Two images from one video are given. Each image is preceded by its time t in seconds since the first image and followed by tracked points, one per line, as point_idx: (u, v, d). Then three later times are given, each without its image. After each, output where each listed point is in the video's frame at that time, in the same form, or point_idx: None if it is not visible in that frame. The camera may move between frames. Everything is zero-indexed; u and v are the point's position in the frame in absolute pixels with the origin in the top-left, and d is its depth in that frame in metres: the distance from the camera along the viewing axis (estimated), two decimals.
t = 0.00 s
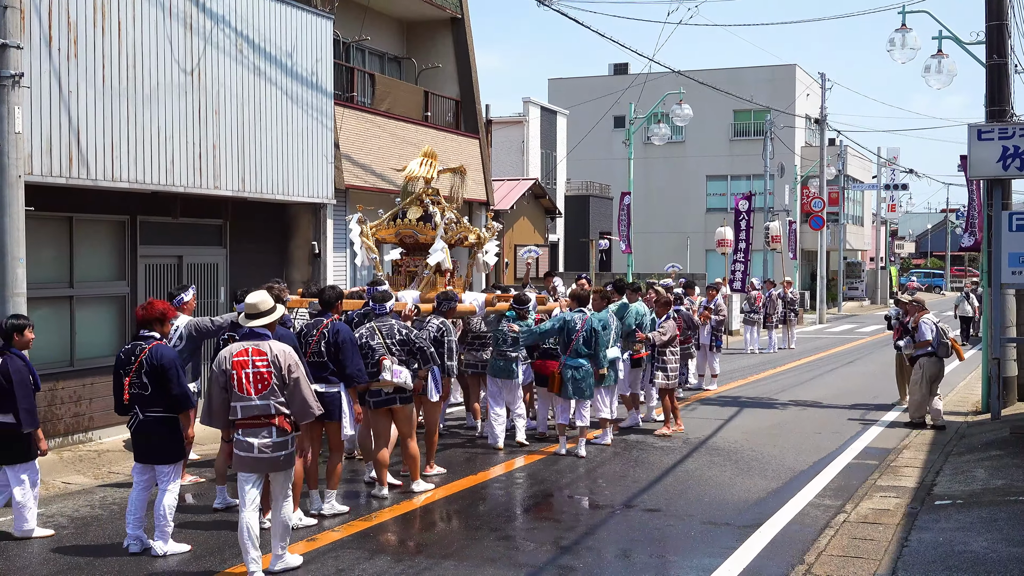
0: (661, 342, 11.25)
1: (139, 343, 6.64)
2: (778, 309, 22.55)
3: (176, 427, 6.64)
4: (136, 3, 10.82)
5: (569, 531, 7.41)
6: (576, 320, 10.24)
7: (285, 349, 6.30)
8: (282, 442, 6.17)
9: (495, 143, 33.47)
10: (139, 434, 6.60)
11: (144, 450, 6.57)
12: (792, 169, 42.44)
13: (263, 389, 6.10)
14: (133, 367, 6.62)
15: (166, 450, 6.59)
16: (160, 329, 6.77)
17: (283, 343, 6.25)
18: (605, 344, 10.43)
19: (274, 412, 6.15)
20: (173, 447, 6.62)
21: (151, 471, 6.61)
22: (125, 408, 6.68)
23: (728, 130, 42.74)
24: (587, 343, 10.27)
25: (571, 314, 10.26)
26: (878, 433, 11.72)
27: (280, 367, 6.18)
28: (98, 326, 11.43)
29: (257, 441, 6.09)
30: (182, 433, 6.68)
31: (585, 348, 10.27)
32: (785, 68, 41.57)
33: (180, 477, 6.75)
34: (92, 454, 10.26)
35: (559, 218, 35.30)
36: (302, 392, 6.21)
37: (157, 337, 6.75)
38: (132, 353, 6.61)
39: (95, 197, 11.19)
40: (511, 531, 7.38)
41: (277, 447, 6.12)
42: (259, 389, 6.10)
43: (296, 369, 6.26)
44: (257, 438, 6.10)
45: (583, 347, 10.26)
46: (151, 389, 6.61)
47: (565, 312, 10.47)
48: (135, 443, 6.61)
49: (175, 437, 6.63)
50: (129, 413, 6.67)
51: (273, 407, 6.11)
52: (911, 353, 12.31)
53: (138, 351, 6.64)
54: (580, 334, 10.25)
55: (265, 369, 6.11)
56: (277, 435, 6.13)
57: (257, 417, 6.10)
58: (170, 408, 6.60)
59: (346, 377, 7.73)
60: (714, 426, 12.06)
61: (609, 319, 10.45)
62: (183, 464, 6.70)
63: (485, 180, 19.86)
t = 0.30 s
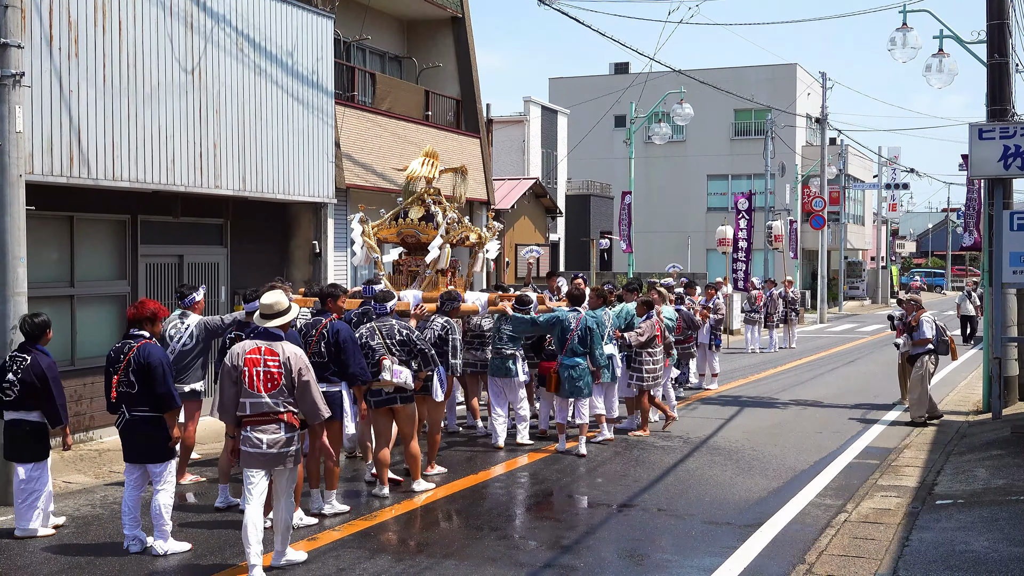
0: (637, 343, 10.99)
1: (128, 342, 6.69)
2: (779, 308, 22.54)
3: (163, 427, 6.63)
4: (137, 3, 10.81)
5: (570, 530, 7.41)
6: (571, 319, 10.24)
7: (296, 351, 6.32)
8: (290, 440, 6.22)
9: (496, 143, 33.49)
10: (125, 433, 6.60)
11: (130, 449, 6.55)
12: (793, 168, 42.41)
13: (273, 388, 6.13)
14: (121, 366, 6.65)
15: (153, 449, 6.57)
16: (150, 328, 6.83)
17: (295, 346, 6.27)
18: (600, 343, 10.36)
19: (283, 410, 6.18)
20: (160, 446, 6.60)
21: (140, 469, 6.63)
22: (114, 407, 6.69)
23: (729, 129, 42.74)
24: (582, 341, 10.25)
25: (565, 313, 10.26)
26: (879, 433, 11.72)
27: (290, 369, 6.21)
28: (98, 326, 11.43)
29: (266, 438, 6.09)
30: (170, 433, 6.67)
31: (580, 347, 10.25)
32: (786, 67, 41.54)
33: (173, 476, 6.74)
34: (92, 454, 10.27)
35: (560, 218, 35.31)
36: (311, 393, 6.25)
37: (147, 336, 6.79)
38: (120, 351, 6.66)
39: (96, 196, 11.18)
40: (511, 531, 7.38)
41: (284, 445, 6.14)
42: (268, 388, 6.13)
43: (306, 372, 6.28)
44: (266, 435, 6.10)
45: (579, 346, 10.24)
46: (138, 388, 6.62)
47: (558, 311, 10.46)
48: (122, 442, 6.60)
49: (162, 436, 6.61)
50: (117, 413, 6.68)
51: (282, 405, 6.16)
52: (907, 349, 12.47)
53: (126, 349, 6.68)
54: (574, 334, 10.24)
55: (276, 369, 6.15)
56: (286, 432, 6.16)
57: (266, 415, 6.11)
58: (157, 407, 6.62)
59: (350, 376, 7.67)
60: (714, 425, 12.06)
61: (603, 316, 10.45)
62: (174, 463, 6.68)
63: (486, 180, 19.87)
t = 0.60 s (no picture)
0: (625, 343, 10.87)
1: (123, 342, 6.69)
2: (779, 308, 22.53)
3: (161, 427, 6.63)
4: (138, 3, 10.81)
5: (570, 530, 7.41)
6: (558, 319, 10.29)
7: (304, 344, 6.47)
8: (302, 434, 6.36)
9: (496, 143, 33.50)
10: (123, 434, 6.60)
11: (129, 450, 6.56)
12: (793, 168, 42.41)
13: (282, 383, 6.31)
14: (117, 367, 6.66)
15: (151, 449, 6.58)
16: (145, 329, 6.81)
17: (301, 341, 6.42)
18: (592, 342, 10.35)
19: (293, 405, 6.34)
20: (158, 447, 6.60)
21: (139, 469, 6.62)
22: (111, 408, 6.69)
23: (729, 129, 42.74)
24: (571, 340, 10.29)
25: (552, 314, 10.33)
26: (879, 433, 11.72)
27: (299, 363, 6.36)
28: (98, 325, 11.43)
29: (278, 433, 6.27)
30: (168, 433, 6.67)
31: (571, 346, 10.28)
32: (786, 67, 41.55)
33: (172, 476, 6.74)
34: (93, 453, 10.28)
35: (560, 218, 35.32)
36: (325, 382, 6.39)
37: (142, 337, 6.78)
38: (115, 352, 6.65)
39: (97, 196, 11.19)
40: (512, 530, 7.38)
41: (294, 437, 6.29)
42: (278, 383, 6.32)
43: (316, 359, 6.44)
44: (277, 430, 6.28)
45: (569, 345, 10.27)
46: (135, 388, 6.62)
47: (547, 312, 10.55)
48: (120, 443, 6.59)
49: (160, 436, 6.61)
50: (114, 413, 6.68)
51: (291, 400, 6.31)
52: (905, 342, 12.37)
53: (121, 350, 6.68)
54: (563, 333, 10.29)
55: (285, 365, 6.32)
56: (296, 426, 6.32)
57: (276, 410, 6.29)
58: (155, 407, 6.62)
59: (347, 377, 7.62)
60: (715, 425, 12.06)
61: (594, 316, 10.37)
62: (173, 462, 6.68)
63: (487, 180, 19.87)
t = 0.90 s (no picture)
0: (620, 343, 10.80)
1: (123, 342, 6.71)
2: (780, 308, 22.53)
3: (163, 426, 6.64)
4: (139, 3, 10.82)
5: (571, 530, 7.42)
6: (552, 321, 10.38)
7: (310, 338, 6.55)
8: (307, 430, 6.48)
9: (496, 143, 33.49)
10: (124, 434, 6.58)
11: (130, 450, 6.54)
12: (793, 168, 42.39)
13: (290, 380, 6.42)
14: (118, 367, 6.67)
15: (151, 449, 6.57)
16: (144, 329, 6.83)
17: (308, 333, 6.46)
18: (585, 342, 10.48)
19: (298, 401, 6.48)
20: (161, 446, 6.60)
21: (140, 469, 6.61)
22: (111, 408, 6.68)
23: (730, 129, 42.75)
24: (567, 340, 10.42)
25: (546, 315, 10.42)
26: (880, 433, 11.73)
27: (305, 357, 6.44)
28: (100, 325, 11.43)
29: (283, 429, 6.41)
30: (170, 432, 6.70)
31: (566, 347, 10.40)
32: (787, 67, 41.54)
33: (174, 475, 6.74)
34: (93, 453, 10.28)
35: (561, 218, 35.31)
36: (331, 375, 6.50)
37: (141, 337, 6.81)
38: (116, 352, 6.66)
39: (99, 196, 11.19)
40: (513, 530, 7.38)
41: (298, 435, 6.40)
42: (287, 380, 6.43)
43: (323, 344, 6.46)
44: (283, 427, 6.42)
45: (564, 346, 10.39)
46: (136, 388, 6.63)
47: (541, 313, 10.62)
48: (120, 444, 6.58)
49: (162, 436, 6.61)
50: (114, 414, 6.68)
51: (296, 396, 6.44)
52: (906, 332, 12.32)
53: (122, 350, 6.69)
54: (558, 333, 10.40)
55: (292, 362, 6.41)
56: (302, 422, 6.44)
57: (283, 407, 6.42)
58: (156, 406, 6.63)
59: (335, 377, 7.61)
60: (715, 425, 12.06)
61: (587, 316, 10.61)
62: (174, 461, 6.68)
63: (487, 180, 19.87)
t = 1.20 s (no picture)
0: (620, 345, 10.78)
1: (125, 341, 6.69)
2: (782, 308, 22.54)
3: (166, 424, 6.65)
4: (142, 3, 10.83)
5: (574, 530, 7.42)
6: (552, 320, 10.36)
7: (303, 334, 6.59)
8: (301, 427, 6.53)
9: (499, 142, 33.49)
10: (127, 433, 6.58)
11: (133, 450, 6.53)
12: (795, 168, 42.39)
13: (284, 377, 6.52)
14: (121, 365, 6.66)
15: (154, 448, 6.57)
16: (147, 327, 6.83)
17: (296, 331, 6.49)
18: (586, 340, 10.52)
19: (293, 398, 6.57)
20: (164, 444, 6.61)
21: (143, 467, 6.60)
22: (113, 407, 6.66)
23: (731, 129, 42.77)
24: (567, 339, 10.38)
25: (546, 315, 10.40)
26: (882, 433, 11.72)
27: (295, 354, 6.48)
28: (103, 324, 11.45)
29: (281, 426, 6.54)
30: (173, 430, 6.72)
31: (568, 346, 10.36)
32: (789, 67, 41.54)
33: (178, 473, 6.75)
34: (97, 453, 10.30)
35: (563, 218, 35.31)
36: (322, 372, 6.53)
37: (144, 335, 6.81)
38: (119, 351, 6.65)
39: (102, 195, 11.19)
40: (516, 530, 7.39)
41: (294, 432, 6.50)
42: (282, 377, 6.54)
43: (310, 341, 6.46)
44: (281, 423, 6.56)
45: (565, 345, 10.36)
46: (140, 386, 6.62)
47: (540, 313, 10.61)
48: (123, 443, 6.58)
49: (165, 434, 6.63)
50: (117, 413, 6.66)
51: (291, 394, 6.54)
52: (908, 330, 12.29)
53: (125, 349, 6.68)
54: (559, 332, 10.39)
55: (284, 359, 6.51)
56: (295, 420, 6.52)
57: (281, 404, 6.56)
58: (160, 404, 6.63)
59: (334, 377, 7.64)
60: (718, 425, 12.08)
61: (589, 316, 10.54)
62: (178, 459, 6.69)
63: (489, 180, 19.88)
